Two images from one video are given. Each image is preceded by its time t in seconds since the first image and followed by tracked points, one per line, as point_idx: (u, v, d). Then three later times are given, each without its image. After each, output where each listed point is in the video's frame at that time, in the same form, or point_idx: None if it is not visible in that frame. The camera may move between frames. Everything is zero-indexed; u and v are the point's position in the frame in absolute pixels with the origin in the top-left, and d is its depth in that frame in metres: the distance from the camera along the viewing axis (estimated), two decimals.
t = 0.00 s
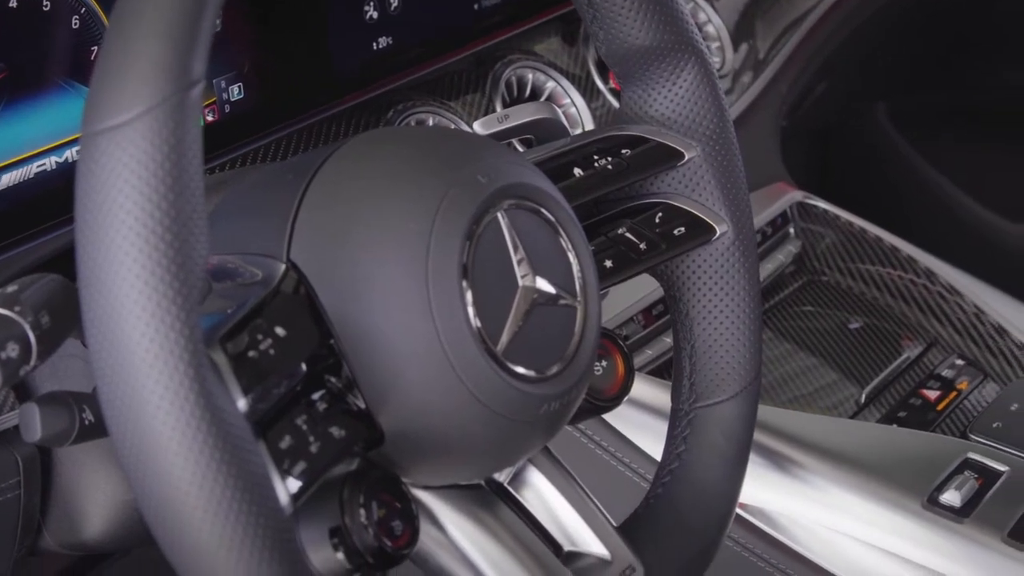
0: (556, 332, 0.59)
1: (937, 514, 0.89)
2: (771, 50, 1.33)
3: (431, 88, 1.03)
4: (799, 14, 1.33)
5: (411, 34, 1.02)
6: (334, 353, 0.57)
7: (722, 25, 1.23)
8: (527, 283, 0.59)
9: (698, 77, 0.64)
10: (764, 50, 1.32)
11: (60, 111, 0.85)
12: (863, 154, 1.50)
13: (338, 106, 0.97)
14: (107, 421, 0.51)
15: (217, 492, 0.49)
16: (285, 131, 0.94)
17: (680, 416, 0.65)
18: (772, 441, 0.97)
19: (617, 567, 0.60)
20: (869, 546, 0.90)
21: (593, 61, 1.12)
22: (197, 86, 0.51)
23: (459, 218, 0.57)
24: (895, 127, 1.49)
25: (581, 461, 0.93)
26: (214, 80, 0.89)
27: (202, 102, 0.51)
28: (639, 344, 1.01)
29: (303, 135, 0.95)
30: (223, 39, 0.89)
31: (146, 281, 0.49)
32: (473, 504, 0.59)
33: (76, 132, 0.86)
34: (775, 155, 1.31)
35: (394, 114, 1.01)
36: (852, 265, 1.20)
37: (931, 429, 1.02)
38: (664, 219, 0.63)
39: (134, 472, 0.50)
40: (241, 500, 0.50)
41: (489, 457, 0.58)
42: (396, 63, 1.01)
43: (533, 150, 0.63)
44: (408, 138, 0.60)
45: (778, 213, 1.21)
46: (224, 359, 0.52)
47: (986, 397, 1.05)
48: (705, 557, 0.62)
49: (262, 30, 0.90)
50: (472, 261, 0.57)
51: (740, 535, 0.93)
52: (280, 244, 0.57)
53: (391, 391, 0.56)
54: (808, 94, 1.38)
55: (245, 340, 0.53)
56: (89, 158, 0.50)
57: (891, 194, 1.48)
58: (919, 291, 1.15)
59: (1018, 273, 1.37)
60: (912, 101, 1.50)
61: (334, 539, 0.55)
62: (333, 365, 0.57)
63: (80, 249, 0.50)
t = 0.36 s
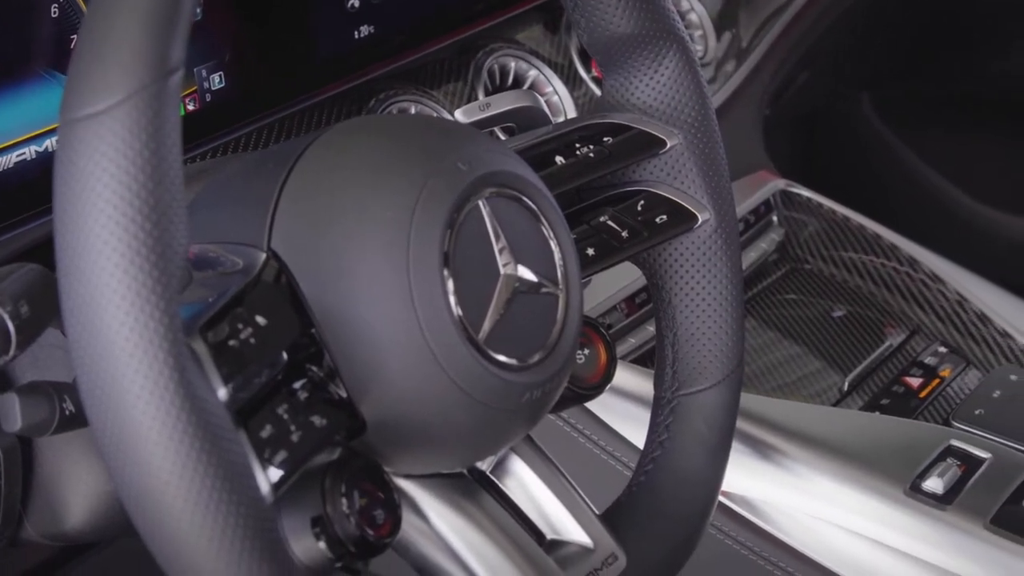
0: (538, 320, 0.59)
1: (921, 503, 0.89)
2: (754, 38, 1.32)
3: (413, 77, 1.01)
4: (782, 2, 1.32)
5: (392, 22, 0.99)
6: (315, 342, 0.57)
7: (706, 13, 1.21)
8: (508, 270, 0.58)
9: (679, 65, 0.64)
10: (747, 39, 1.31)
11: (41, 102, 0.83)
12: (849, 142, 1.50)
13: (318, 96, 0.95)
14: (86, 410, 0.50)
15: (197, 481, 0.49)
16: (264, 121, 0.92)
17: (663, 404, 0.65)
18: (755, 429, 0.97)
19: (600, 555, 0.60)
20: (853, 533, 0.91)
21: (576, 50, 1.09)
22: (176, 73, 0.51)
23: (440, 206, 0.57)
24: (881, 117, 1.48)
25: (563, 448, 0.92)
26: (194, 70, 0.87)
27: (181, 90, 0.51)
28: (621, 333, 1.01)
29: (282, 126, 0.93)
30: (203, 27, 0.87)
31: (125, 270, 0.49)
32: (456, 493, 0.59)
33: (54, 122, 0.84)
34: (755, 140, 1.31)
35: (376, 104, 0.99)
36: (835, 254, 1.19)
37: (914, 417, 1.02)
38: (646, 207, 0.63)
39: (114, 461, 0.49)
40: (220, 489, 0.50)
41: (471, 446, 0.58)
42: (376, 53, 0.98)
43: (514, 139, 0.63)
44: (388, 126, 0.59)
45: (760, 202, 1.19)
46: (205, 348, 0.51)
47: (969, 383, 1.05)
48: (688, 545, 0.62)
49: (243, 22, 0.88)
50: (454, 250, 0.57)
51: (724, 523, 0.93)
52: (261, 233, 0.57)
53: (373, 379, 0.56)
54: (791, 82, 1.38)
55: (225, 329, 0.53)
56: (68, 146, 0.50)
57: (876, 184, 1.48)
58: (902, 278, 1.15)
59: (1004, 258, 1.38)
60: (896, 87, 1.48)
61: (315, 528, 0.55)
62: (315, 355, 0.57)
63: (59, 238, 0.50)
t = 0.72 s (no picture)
0: (517, 308, 0.59)
1: (902, 489, 0.90)
2: (736, 26, 1.31)
3: (393, 65, 1.00)
4: None
5: (372, 10, 0.98)
6: (295, 330, 0.56)
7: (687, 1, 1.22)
8: (488, 257, 0.58)
9: (659, 52, 0.64)
10: (729, 26, 1.30)
11: (17, 91, 0.82)
12: (835, 133, 1.49)
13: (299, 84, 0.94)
14: (64, 399, 0.50)
15: (175, 470, 0.49)
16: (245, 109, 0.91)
17: (644, 391, 0.65)
18: (735, 416, 0.97)
19: (581, 543, 0.60)
20: (836, 521, 0.91)
21: (557, 37, 1.08)
22: (154, 60, 0.50)
23: (420, 194, 0.56)
24: (864, 106, 1.48)
25: (543, 435, 0.92)
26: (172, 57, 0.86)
27: (158, 78, 0.51)
28: (603, 321, 1.00)
29: (262, 115, 0.92)
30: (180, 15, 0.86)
31: (102, 259, 0.48)
32: (436, 481, 0.59)
33: (32, 111, 0.84)
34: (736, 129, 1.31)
35: (356, 92, 0.98)
36: (816, 241, 1.19)
37: (896, 403, 1.01)
38: (626, 194, 0.63)
39: (92, 450, 0.49)
40: (200, 478, 0.49)
41: (451, 434, 0.58)
42: (359, 40, 0.98)
43: (494, 126, 0.63)
44: (367, 114, 0.59)
45: (742, 190, 1.21)
46: (183, 337, 0.51)
47: (950, 370, 1.05)
48: (669, 532, 0.62)
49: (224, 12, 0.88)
50: (433, 237, 0.57)
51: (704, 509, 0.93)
52: (239, 221, 0.57)
53: (353, 367, 0.56)
54: (773, 70, 1.38)
55: (203, 318, 0.52)
56: (43, 134, 0.49)
57: (861, 172, 1.48)
58: (885, 267, 1.15)
59: (989, 244, 1.41)
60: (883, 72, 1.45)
61: (295, 516, 0.55)
62: (294, 343, 0.56)
63: (35, 226, 0.50)
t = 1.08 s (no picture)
0: (496, 295, 0.59)
1: (882, 475, 0.89)
2: (716, 14, 1.31)
3: (373, 54, 0.99)
4: None
5: None
6: (273, 319, 0.56)
7: None
8: (467, 245, 0.58)
9: (638, 39, 0.64)
10: (710, 14, 1.30)
11: None
12: (820, 123, 1.50)
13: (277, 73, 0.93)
14: (41, 389, 0.50)
15: (153, 460, 0.49)
16: (224, 97, 0.90)
17: (624, 378, 0.65)
18: (714, 403, 0.97)
19: (561, 532, 0.60)
20: (821, 510, 0.91)
21: (536, 25, 1.06)
22: (128, 48, 0.50)
23: (397, 181, 0.56)
24: (846, 96, 1.49)
25: (522, 423, 0.92)
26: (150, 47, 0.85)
27: (133, 65, 0.51)
28: (584, 309, 1.00)
29: (243, 102, 0.91)
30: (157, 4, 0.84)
31: (78, 247, 0.48)
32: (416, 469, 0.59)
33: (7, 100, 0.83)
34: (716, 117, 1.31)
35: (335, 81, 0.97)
36: (798, 228, 1.19)
37: (875, 390, 1.01)
38: (606, 181, 0.63)
39: (72, 440, 0.49)
40: (178, 467, 0.49)
41: (431, 422, 0.58)
42: (339, 28, 0.97)
43: (473, 114, 0.63)
44: (344, 102, 0.59)
45: (722, 177, 1.20)
46: (159, 325, 0.51)
47: (929, 357, 1.05)
48: (648, 519, 0.62)
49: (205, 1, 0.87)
50: (411, 225, 0.56)
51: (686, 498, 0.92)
52: (217, 210, 0.57)
53: (331, 356, 0.56)
54: (754, 58, 1.38)
55: (180, 307, 0.52)
56: (18, 122, 0.49)
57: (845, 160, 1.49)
58: (866, 255, 1.15)
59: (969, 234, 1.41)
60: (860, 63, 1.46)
61: (274, 505, 0.55)
62: (273, 332, 0.56)
63: (10, 215, 0.49)
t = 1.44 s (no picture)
0: (475, 284, 0.59)
1: (861, 462, 0.89)
2: (697, 3, 1.31)
3: (350, 43, 0.98)
4: None
5: None
6: (251, 309, 0.56)
7: None
8: (446, 234, 0.58)
9: (617, 28, 0.63)
10: (691, 3, 1.30)
11: None
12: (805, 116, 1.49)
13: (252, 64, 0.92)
14: (17, 379, 0.49)
15: (129, 451, 0.48)
16: (201, 88, 0.88)
17: (604, 366, 0.65)
18: (694, 391, 0.97)
19: (540, 520, 0.60)
20: (805, 499, 0.91)
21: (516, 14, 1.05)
22: (104, 36, 0.50)
23: (375, 169, 0.56)
24: (830, 90, 1.47)
25: (503, 413, 0.92)
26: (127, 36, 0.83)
27: (107, 53, 0.50)
28: (564, 298, 1.00)
29: (220, 93, 0.90)
30: None
31: (54, 237, 0.47)
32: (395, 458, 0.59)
33: None
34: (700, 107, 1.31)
35: (313, 70, 0.96)
36: (779, 217, 1.19)
37: (855, 377, 1.01)
38: (585, 170, 0.63)
39: (47, 430, 0.49)
40: (155, 457, 0.49)
41: (410, 410, 0.58)
42: (316, 17, 0.95)
43: (452, 103, 0.63)
44: (322, 91, 0.59)
45: (703, 166, 1.21)
46: (136, 314, 0.51)
47: (909, 344, 1.05)
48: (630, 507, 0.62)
49: None
50: (390, 214, 0.56)
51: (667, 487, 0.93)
52: (194, 200, 0.57)
53: (310, 345, 0.56)
54: (734, 45, 1.39)
55: (157, 297, 0.52)
56: None
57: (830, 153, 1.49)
58: (846, 243, 1.15)
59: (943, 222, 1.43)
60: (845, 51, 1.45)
61: (253, 495, 0.55)
62: (251, 322, 0.56)
63: None
